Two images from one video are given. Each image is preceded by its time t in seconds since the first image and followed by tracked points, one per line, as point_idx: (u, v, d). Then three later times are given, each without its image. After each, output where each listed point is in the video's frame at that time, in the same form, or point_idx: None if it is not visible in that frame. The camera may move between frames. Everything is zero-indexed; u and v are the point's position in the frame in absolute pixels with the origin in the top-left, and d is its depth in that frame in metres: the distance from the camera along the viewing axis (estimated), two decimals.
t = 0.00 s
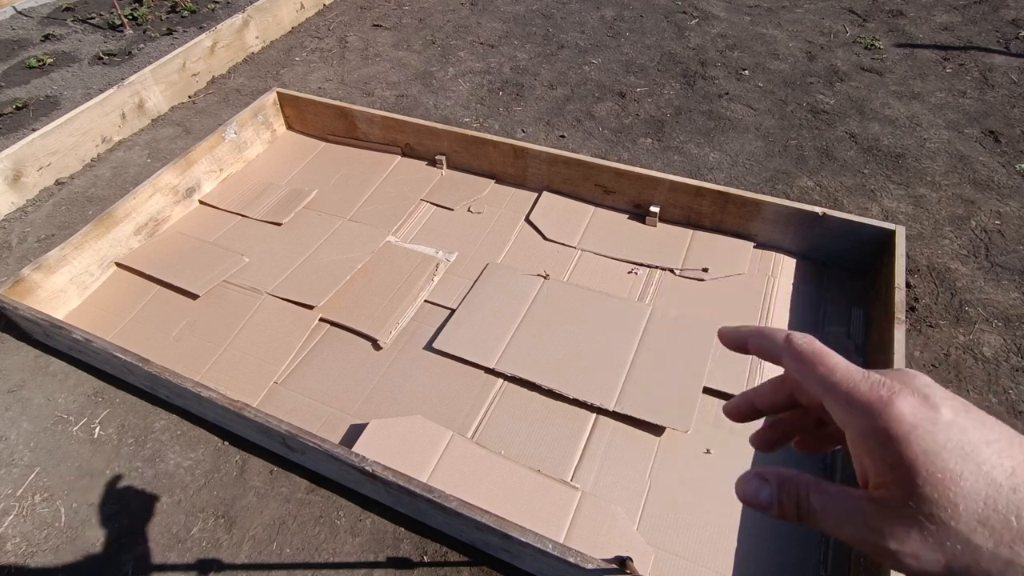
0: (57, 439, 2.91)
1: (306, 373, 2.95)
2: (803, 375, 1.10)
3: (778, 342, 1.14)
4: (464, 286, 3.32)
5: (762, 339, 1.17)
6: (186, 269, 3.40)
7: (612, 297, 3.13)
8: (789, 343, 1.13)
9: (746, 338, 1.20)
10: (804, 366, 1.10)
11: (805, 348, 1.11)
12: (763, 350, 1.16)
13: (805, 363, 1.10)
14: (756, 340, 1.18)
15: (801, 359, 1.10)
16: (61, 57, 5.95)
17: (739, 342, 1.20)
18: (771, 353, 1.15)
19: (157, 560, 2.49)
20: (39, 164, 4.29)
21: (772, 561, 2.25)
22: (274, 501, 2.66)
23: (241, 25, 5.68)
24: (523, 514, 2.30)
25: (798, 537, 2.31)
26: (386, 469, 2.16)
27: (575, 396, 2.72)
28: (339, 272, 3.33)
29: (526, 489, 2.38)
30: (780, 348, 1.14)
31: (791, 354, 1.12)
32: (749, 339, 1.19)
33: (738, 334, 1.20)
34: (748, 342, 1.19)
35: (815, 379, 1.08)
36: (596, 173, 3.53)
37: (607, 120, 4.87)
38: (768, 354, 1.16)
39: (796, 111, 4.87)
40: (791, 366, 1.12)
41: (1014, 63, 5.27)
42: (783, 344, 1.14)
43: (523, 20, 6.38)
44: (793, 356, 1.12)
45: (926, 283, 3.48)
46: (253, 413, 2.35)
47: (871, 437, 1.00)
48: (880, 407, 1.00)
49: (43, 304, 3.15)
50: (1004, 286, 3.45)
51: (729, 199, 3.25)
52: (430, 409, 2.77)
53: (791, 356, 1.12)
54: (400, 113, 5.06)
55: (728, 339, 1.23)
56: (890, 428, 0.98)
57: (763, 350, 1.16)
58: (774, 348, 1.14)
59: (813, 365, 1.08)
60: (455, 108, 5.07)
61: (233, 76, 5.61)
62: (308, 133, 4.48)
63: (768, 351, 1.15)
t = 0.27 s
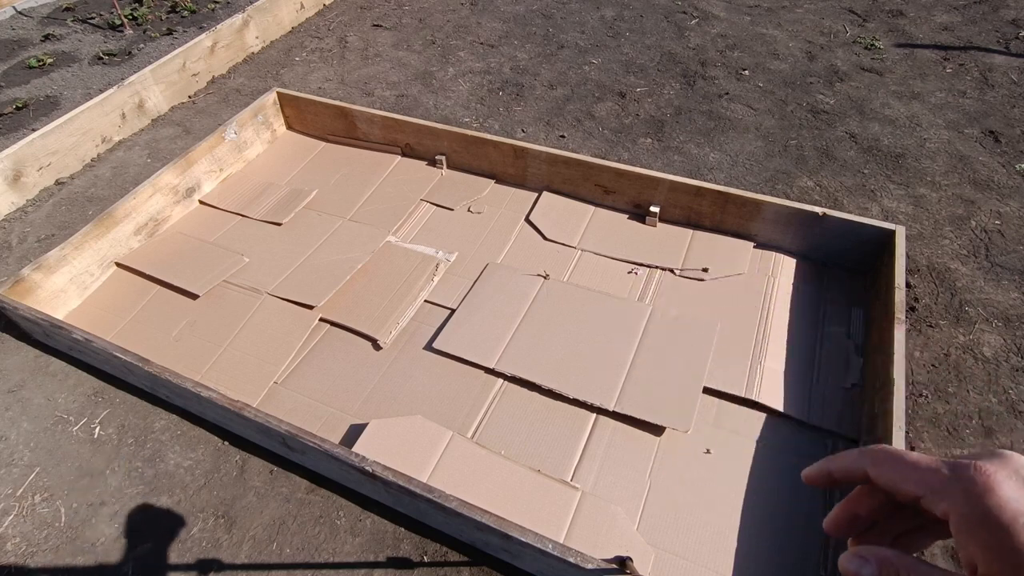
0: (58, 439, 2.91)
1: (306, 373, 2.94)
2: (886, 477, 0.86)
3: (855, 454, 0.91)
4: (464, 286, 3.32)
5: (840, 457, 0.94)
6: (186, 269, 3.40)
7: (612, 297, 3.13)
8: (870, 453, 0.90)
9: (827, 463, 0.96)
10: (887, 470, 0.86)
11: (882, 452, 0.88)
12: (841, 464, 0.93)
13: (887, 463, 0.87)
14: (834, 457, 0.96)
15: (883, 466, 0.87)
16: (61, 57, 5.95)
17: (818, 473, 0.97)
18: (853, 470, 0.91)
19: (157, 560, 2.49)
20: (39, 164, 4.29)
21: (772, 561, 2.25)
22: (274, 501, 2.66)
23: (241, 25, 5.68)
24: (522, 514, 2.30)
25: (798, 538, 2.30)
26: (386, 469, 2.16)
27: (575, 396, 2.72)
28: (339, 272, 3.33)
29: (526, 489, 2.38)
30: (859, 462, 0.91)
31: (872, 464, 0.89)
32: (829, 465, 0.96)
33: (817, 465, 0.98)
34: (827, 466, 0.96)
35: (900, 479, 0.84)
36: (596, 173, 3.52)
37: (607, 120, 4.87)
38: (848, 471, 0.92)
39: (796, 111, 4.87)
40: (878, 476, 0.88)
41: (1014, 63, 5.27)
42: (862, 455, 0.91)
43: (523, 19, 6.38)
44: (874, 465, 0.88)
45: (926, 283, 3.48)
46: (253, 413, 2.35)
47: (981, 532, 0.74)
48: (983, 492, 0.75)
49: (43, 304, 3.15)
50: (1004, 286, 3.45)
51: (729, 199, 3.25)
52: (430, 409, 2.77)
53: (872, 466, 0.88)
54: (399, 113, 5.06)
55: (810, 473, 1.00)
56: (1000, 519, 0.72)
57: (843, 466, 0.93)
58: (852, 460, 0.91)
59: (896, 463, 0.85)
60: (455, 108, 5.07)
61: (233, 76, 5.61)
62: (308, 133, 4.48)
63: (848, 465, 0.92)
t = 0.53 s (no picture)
0: (58, 439, 2.91)
1: (306, 373, 2.94)
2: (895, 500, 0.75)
3: (863, 486, 0.81)
4: (464, 286, 3.32)
5: (850, 492, 0.84)
6: (186, 270, 3.40)
7: (612, 297, 3.13)
8: (879, 482, 0.79)
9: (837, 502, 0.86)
10: (895, 496, 0.75)
11: (888, 479, 0.78)
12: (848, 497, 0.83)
13: (896, 489, 0.76)
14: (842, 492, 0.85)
15: (891, 492, 0.76)
16: (61, 57, 5.95)
17: (830, 514, 0.86)
18: (867, 505, 0.80)
19: (157, 560, 2.49)
20: (39, 164, 4.29)
21: (771, 562, 2.25)
22: (274, 501, 2.66)
23: (241, 25, 5.68)
24: (522, 514, 2.30)
25: (798, 538, 2.30)
26: (386, 469, 2.16)
27: (575, 396, 2.72)
28: (339, 272, 3.33)
29: (526, 489, 2.38)
30: (870, 493, 0.80)
31: (881, 493, 0.78)
32: (840, 503, 0.85)
33: (827, 504, 0.86)
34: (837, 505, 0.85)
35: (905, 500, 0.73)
36: (596, 173, 3.53)
37: (607, 120, 4.87)
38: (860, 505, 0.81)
39: (796, 111, 4.88)
40: (891, 507, 0.76)
41: (1014, 63, 5.27)
42: (871, 485, 0.80)
43: (523, 19, 6.38)
44: (883, 494, 0.77)
45: (926, 283, 3.48)
46: (253, 413, 2.35)
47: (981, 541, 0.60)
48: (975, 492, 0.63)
49: (43, 304, 3.15)
50: (1004, 286, 3.45)
51: (729, 199, 3.25)
52: (430, 409, 2.77)
53: (882, 495, 0.78)
54: (399, 113, 5.07)
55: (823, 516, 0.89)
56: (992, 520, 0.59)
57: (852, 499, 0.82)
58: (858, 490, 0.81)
59: (905, 486, 0.74)
60: (455, 108, 5.07)
61: (233, 76, 5.61)
62: (308, 133, 4.49)
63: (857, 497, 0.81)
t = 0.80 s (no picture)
0: (58, 439, 2.91)
1: (306, 373, 2.94)
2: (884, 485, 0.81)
3: (852, 470, 0.87)
4: (464, 286, 3.32)
5: (839, 478, 0.89)
6: (186, 270, 3.40)
7: (612, 297, 3.13)
8: (867, 465, 0.85)
9: (825, 488, 0.92)
10: (885, 478, 0.81)
11: (878, 461, 0.83)
12: (838, 484, 0.89)
13: (884, 472, 0.82)
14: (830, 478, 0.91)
15: (881, 475, 0.82)
16: (61, 57, 5.95)
17: (820, 499, 0.92)
18: (855, 488, 0.87)
19: (157, 560, 2.49)
20: (39, 164, 4.29)
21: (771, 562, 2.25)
22: (274, 501, 2.66)
23: (240, 25, 5.68)
24: (522, 514, 2.30)
25: (798, 538, 2.30)
26: (386, 469, 2.16)
27: (575, 396, 2.72)
28: (339, 272, 3.33)
29: (526, 489, 2.38)
30: (859, 477, 0.86)
31: (870, 475, 0.84)
32: (830, 488, 0.91)
33: (817, 491, 0.93)
34: (826, 491, 0.92)
35: (896, 484, 0.79)
36: (595, 173, 3.53)
37: (607, 120, 4.87)
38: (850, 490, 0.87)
39: (796, 111, 4.87)
40: (880, 489, 0.83)
41: (1014, 63, 5.27)
42: (859, 468, 0.86)
43: (523, 19, 6.38)
44: (872, 477, 0.83)
45: (926, 283, 3.48)
46: (253, 413, 2.35)
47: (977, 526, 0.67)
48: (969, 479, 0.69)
49: (43, 304, 3.15)
50: (1004, 286, 3.45)
51: (729, 199, 3.25)
52: (430, 409, 2.77)
53: (872, 477, 0.84)
54: (399, 113, 5.06)
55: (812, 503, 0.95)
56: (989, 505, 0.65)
57: (841, 485, 0.88)
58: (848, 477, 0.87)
59: (892, 469, 0.80)
60: (455, 108, 5.07)
61: (233, 76, 5.61)
62: (308, 133, 4.49)
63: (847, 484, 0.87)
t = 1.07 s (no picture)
0: (58, 439, 2.91)
1: (306, 374, 2.94)
2: (902, 487, 0.80)
3: (861, 477, 0.87)
4: (464, 286, 3.32)
5: (847, 485, 0.89)
6: (186, 270, 3.40)
7: (612, 297, 3.13)
8: (876, 471, 0.85)
9: (833, 494, 0.91)
10: (896, 485, 0.81)
11: (887, 467, 0.83)
12: (846, 489, 0.89)
13: (896, 477, 0.82)
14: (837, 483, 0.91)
15: (892, 482, 0.82)
16: (61, 57, 5.94)
17: (830, 506, 0.91)
18: (863, 494, 0.86)
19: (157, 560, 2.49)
20: (39, 164, 4.29)
21: (771, 562, 2.25)
22: (274, 501, 2.66)
23: (240, 25, 5.68)
24: (522, 514, 2.30)
25: (798, 539, 2.30)
26: (386, 469, 2.16)
27: (575, 396, 2.72)
28: (339, 272, 3.33)
29: (526, 489, 2.38)
30: (869, 483, 0.85)
31: (880, 482, 0.84)
32: (837, 496, 0.90)
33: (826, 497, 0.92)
34: (835, 498, 0.91)
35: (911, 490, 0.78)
36: (595, 173, 3.53)
37: (607, 120, 4.87)
38: (862, 497, 0.86)
39: (796, 111, 4.87)
40: (891, 496, 0.82)
41: (1014, 63, 5.27)
42: (868, 474, 0.86)
43: (523, 19, 6.38)
44: (884, 483, 0.83)
45: (926, 283, 3.48)
46: (253, 413, 2.35)
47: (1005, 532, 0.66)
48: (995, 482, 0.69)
49: (43, 304, 3.15)
50: (1004, 286, 3.45)
51: (729, 199, 3.25)
52: (430, 409, 2.77)
53: (882, 484, 0.83)
54: (399, 113, 5.06)
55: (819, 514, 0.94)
56: None
57: (850, 491, 0.87)
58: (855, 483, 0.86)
59: (907, 475, 0.80)
60: (455, 108, 5.07)
61: (233, 76, 5.61)
62: (308, 133, 4.48)
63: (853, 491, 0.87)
